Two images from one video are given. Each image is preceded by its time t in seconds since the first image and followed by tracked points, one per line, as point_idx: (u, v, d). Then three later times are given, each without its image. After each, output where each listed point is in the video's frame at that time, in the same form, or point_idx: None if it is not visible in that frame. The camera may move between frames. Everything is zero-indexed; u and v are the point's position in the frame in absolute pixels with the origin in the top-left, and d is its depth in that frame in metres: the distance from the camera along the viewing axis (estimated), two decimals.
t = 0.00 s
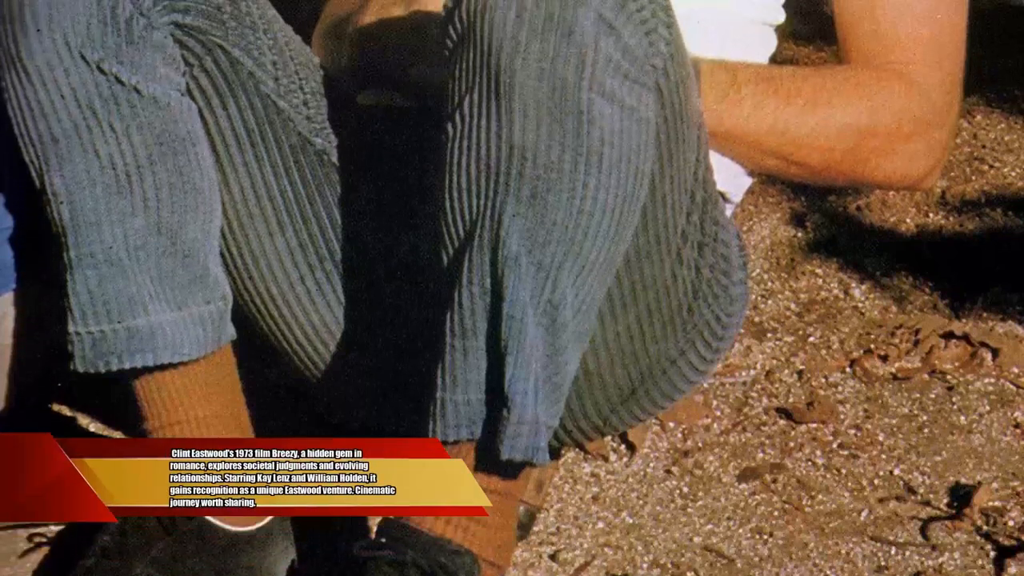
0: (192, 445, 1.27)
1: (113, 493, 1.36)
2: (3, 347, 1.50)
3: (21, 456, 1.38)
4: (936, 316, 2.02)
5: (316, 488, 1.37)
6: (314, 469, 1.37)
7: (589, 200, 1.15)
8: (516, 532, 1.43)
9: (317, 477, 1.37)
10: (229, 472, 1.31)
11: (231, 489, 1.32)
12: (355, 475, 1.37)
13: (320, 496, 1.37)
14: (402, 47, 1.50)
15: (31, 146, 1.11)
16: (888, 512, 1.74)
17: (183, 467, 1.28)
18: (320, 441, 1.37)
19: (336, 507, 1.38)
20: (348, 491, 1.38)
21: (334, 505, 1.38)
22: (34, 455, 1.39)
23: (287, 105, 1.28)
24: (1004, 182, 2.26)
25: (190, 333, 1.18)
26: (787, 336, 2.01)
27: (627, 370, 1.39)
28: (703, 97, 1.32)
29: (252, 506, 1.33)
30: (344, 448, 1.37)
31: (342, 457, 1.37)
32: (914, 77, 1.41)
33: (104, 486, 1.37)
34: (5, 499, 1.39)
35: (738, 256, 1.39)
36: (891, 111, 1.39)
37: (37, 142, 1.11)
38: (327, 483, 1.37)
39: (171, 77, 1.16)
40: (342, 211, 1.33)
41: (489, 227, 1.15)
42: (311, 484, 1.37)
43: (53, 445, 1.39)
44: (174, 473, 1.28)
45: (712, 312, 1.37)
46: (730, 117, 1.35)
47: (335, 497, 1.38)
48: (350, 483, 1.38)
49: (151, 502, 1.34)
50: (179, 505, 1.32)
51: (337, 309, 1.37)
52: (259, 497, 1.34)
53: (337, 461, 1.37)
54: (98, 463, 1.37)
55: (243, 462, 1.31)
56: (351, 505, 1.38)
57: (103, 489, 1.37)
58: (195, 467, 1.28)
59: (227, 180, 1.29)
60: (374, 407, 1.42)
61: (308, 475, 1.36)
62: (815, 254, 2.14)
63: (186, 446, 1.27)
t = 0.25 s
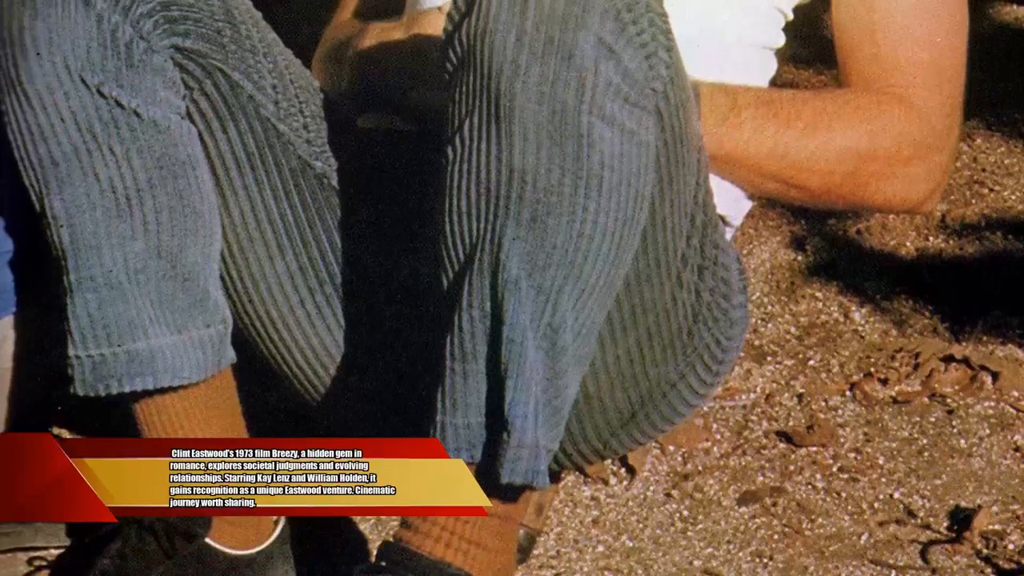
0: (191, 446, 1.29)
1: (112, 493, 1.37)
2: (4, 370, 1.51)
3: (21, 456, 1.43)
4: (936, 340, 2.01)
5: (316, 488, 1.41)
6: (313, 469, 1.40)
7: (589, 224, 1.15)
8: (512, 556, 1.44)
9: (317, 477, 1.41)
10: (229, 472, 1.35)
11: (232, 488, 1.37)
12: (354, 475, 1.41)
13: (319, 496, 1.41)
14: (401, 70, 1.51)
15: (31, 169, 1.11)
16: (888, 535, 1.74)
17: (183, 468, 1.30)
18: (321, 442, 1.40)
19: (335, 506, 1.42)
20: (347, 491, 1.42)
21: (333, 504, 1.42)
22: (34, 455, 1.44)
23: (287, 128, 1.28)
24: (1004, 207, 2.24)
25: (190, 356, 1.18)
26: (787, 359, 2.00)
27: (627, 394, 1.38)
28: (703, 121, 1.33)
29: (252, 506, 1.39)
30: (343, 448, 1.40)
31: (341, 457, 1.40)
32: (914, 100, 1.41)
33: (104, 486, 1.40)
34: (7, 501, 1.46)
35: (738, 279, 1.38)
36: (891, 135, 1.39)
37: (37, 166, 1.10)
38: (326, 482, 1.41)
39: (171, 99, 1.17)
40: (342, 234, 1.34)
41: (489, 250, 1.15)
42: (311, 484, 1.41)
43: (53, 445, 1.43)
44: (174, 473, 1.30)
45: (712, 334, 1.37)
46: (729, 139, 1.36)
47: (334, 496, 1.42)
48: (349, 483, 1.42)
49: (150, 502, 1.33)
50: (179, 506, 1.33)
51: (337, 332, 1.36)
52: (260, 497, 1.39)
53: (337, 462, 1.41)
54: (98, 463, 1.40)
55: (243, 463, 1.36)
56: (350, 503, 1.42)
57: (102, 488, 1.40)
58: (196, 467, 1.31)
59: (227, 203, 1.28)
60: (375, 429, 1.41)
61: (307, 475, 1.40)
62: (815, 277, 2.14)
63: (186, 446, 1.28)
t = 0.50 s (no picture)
0: (192, 446, 1.31)
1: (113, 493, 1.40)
2: (4, 394, 1.50)
3: (21, 456, 1.38)
4: (936, 364, 2.01)
5: (316, 488, 1.42)
6: (313, 469, 1.41)
7: (589, 248, 1.15)
8: None
9: (316, 477, 1.42)
10: (229, 472, 1.38)
11: (232, 488, 1.39)
12: (354, 475, 1.42)
13: (319, 496, 1.43)
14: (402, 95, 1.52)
15: (31, 193, 1.10)
16: (888, 560, 1.73)
17: (183, 468, 1.33)
18: (321, 442, 1.41)
19: (336, 506, 1.43)
20: (347, 491, 1.43)
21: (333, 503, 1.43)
22: (33, 455, 1.38)
23: (287, 152, 1.27)
24: (1004, 231, 2.24)
25: (190, 380, 1.19)
26: (787, 383, 2.00)
27: (627, 418, 1.38)
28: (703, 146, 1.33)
29: (252, 506, 1.40)
30: (344, 449, 1.41)
31: (340, 457, 1.41)
32: (914, 124, 1.41)
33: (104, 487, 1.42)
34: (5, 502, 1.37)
35: (738, 302, 1.38)
36: (891, 159, 1.40)
37: (37, 190, 1.10)
38: (326, 482, 1.42)
39: (171, 124, 1.17)
40: (342, 258, 1.33)
41: (489, 274, 1.15)
42: (312, 484, 1.42)
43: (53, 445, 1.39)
44: (174, 473, 1.33)
45: (712, 358, 1.36)
46: (729, 163, 1.36)
47: (334, 496, 1.43)
48: (349, 483, 1.42)
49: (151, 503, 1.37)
50: (179, 506, 1.36)
51: (337, 355, 1.36)
52: (259, 497, 1.40)
53: (337, 462, 1.41)
54: (98, 463, 1.40)
55: (243, 463, 1.39)
56: (350, 502, 1.43)
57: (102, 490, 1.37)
58: (196, 467, 1.34)
59: (227, 228, 1.28)
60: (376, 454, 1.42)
61: (307, 475, 1.41)
62: (815, 300, 2.13)
63: (186, 446, 1.31)
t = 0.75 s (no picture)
0: (193, 446, 1.25)
1: (111, 493, 1.33)
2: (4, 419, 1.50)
3: (20, 454, 1.32)
4: (936, 388, 2.00)
5: (316, 488, 1.39)
6: (313, 470, 1.39)
7: (589, 272, 1.15)
8: None
9: (317, 477, 1.39)
10: (229, 472, 1.33)
11: (231, 488, 1.35)
12: (354, 475, 1.39)
13: (319, 496, 1.39)
14: (401, 118, 1.54)
15: (30, 218, 1.10)
16: None
17: (183, 468, 1.26)
18: (320, 442, 1.38)
19: (336, 506, 1.40)
20: (347, 491, 1.40)
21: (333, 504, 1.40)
22: (33, 453, 1.31)
23: (287, 176, 1.27)
24: (1004, 254, 2.23)
25: (190, 405, 1.19)
26: (787, 408, 1.99)
27: (627, 442, 1.37)
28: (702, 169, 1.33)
29: (252, 506, 1.37)
30: (343, 448, 1.39)
31: (341, 456, 1.39)
32: (914, 147, 1.42)
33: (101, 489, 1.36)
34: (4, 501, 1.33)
35: (738, 326, 1.38)
36: (892, 184, 1.41)
37: (37, 214, 1.10)
38: (326, 482, 1.39)
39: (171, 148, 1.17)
40: (342, 282, 1.34)
41: (489, 298, 1.15)
42: (311, 484, 1.39)
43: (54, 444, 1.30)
44: (174, 473, 1.26)
45: (712, 382, 1.36)
46: (728, 188, 1.36)
47: (334, 496, 1.40)
48: (349, 483, 1.40)
49: (151, 502, 1.31)
50: (179, 506, 1.31)
51: (337, 379, 1.37)
52: (259, 497, 1.37)
53: (337, 462, 1.39)
54: (98, 464, 1.25)
55: (243, 463, 1.34)
56: (350, 503, 1.40)
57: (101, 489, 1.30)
58: (196, 467, 1.28)
59: (227, 252, 1.28)
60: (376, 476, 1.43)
61: (307, 475, 1.39)
62: (815, 324, 2.13)
63: (188, 446, 1.25)
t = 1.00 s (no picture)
0: (192, 447, 1.25)
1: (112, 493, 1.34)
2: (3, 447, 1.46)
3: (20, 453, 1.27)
4: (936, 412, 2.00)
5: (316, 488, 1.39)
6: (313, 470, 1.39)
7: (589, 296, 1.14)
8: None
9: (317, 477, 1.39)
10: (229, 472, 1.34)
11: (231, 489, 1.37)
12: (354, 475, 1.39)
13: (319, 496, 1.39)
14: (401, 142, 1.57)
15: (30, 242, 1.09)
16: None
17: (183, 468, 1.28)
18: (320, 442, 1.38)
19: (336, 507, 1.39)
20: (348, 491, 1.39)
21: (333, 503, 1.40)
22: (33, 453, 1.26)
23: (287, 200, 1.27)
24: (1003, 278, 2.22)
25: (188, 427, 1.23)
26: (787, 431, 1.99)
27: (627, 465, 1.37)
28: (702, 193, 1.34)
29: (252, 506, 1.38)
30: (344, 448, 1.38)
31: (341, 456, 1.38)
32: (915, 171, 1.42)
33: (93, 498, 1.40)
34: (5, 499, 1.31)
35: (738, 350, 1.38)
36: (891, 208, 1.41)
37: (37, 238, 1.09)
38: (326, 482, 1.39)
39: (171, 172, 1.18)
40: (342, 306, 1.34)
41: (489, 321, 1.14)
42: (311, 484, 1.39)
43: (53, 445, 1.24)
44: (174, 473, 1.28)
45: (712, 405, 1.36)
46: (728, 212, 1.36)
47: (334, 496, 1.39)
48: (349, 483, 1.39)
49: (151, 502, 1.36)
50: (179, 506, 1.36)
51: (337, 403, 1.38)
52: (259, 497, 1.38)
53: (337, 462, 1.38)
54: (99, 464, 1.24)
55: (243, 463, 1.35)
56: (350, 502, 1.40)
57: (102, 491, 1.31)
58: (197, 467, 1.29)
59: (227, 275, 1.28)
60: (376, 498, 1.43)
61: (307, 475, 1.39)
62: (815, 348, 2.12)
63: (187, 448, 1.25)
